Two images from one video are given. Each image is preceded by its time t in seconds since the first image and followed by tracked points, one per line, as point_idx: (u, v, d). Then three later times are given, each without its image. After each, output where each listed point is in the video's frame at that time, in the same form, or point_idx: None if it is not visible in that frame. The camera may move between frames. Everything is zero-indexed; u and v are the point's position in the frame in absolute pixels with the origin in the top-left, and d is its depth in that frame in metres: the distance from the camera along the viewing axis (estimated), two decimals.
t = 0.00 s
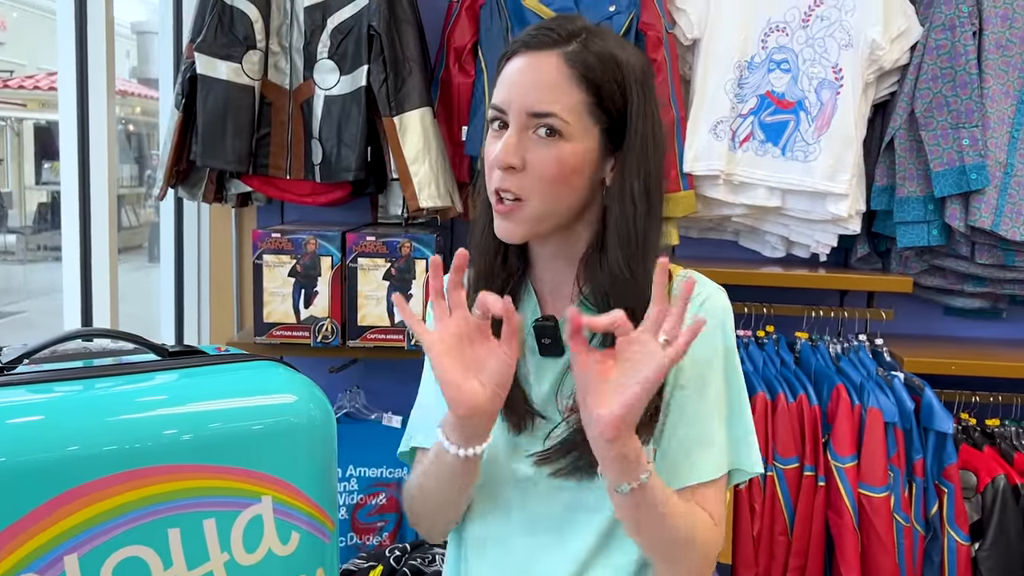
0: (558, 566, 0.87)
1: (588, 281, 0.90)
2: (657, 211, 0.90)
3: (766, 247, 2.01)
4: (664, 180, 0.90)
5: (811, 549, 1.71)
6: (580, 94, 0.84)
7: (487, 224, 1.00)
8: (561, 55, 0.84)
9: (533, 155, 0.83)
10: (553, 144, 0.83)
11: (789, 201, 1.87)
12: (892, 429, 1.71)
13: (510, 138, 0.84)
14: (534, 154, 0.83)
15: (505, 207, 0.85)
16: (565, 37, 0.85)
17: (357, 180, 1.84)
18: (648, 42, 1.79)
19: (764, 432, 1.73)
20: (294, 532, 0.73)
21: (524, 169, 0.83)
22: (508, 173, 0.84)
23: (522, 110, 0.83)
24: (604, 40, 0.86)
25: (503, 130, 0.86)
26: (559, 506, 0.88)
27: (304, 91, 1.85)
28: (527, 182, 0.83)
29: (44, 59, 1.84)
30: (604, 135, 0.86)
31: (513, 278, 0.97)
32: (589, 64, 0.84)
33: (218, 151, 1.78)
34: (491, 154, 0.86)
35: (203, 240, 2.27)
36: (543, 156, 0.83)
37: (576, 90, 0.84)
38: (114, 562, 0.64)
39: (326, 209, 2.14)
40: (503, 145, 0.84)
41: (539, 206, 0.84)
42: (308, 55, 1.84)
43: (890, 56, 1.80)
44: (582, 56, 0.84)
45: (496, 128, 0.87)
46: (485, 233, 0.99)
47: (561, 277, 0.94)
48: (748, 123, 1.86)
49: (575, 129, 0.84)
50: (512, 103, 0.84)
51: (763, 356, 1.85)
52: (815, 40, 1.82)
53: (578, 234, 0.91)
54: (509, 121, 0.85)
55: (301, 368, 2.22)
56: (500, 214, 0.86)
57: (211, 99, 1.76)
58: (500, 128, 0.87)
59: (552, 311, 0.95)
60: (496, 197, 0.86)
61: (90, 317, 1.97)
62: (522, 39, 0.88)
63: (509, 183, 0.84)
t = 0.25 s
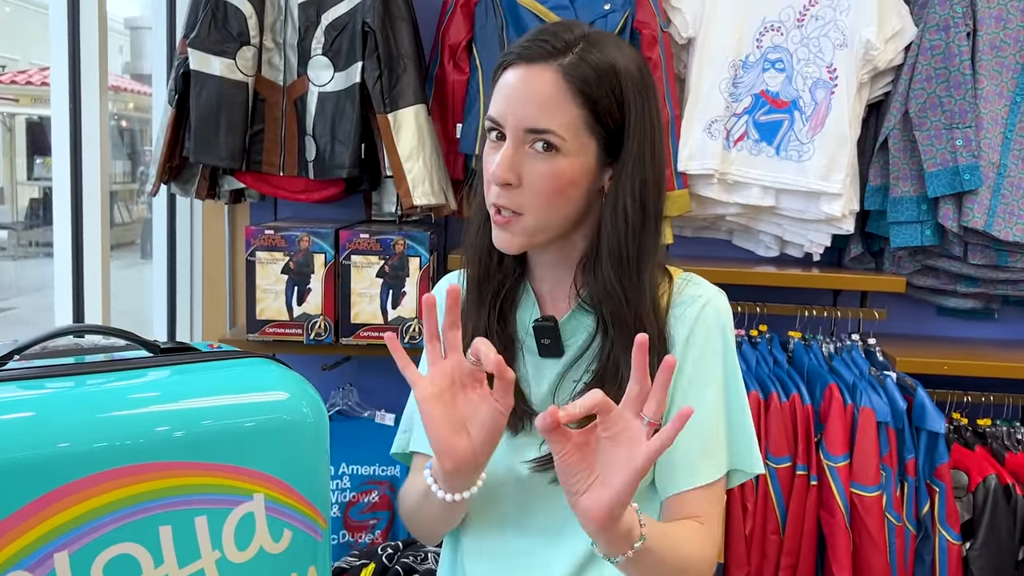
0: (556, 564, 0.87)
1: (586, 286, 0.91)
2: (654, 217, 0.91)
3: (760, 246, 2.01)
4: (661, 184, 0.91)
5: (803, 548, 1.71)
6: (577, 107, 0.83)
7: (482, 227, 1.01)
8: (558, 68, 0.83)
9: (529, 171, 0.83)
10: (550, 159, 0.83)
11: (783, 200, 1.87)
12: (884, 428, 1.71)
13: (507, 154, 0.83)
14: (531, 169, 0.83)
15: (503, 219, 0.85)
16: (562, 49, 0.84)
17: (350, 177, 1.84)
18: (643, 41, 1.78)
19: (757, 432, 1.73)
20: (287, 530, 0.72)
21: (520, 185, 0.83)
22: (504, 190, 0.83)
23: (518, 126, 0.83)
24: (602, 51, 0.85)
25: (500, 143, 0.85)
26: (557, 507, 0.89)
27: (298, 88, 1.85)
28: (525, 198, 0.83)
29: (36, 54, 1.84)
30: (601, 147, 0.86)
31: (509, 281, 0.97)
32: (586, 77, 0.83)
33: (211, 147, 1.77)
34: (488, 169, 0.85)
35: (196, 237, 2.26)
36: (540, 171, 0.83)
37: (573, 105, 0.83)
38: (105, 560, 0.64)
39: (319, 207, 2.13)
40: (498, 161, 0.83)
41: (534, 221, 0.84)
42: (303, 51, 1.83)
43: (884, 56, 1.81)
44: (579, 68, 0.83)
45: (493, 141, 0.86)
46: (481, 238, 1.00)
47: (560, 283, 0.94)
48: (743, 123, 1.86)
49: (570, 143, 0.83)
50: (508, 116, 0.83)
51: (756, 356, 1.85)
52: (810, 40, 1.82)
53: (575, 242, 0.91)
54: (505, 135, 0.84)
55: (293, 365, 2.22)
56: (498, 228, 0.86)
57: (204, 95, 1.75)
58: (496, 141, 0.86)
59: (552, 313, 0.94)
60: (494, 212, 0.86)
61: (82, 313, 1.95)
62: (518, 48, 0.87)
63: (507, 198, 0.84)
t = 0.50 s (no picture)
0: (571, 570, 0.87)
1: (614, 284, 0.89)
2: (680, 216, 0.87)
3: (755, 243, 2.01)
4: (688, 179, 0.87)
5: (795, 544, 1.72)
6: (592, 86, 0.82)
7: (513, 220, 1.01)
8: (570, 47, 0.83)
9: (549, 156, 0.83)
10: (565, 143, 0.83)
11: (778, 197, 1.87)
12: (877, 424, 1.72)
13: (524, 140, 0.84)
14: (548, 154, 0.83)
15: (526, 211, 0.86)
16: (573, 29, 0.84)
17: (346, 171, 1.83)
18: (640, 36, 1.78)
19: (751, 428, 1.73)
20: (280, 522, 0.72)
21: (541, 173, 0.83)
22: (527, 178, 0.84)
23: (534, 110, 0.83)
24: (618, 29, 0.84)
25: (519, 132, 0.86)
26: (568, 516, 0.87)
27: (294, 81, 1.84)
28: (545, 184, 0.84)
29: (32, 46, 1.85)
30: (624, 126, 0.84)
31: (536, 280, 0.96)
32: (598, 55, 0.82)
33: (206, 140, 1.77)
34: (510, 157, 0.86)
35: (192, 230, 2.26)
36: (558, 155, 0.83)
37: (585, 82, 0.82)
38: (97, 551, 0.64)
39: (315, 201, 2.13)
40: (517, 148, 0.84)
41: (560, 210, 0.84)
42: (299, 45, 1.83)
43: (880, 53, 1.80)
44: (591, 47, 0.82)
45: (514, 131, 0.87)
46: (508, 236, 1.00)
47: (587, 280, 0.92)
48: (738, 119, 1.86)
49: (588, 123, 0.83)
50: (524, 102, 0.84)
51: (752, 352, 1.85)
52: (806, 36, 1.82)
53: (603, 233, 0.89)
54: (523, 123, 0.85)
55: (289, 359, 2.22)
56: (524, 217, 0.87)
57: (199, 88, 1.75)
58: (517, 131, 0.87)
59: (575, 311, 0.93)
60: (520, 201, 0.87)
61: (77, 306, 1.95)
62: (532, 36, 0.87)
63: (529, 188, 0.85)
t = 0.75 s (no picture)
0: None
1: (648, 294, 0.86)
2: (718, 216, 0.81)
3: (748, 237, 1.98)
4: (727, 173, 0.81)
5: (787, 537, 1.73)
6: (617, 80, 0.78)
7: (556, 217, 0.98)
8: (591, 39, 0.79)
9: (574, 156, 0.79)
10: (592, 141, 0.79)
11: (773, 190, 1.87)
12: (870, 419, 1.73)
13: (547, 140, 0.81)
14: (574, 154, 0.79)
15: (558, 212, 0.83)
16: (597, 19, 0.80)
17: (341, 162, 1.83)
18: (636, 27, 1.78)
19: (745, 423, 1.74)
20: (269, 512, 0.72)
21: (567, 173, 0.80)
22: (552, 180, 0.82)
23: (556, 108, 0.80)
24: (646, 14, 0.79)
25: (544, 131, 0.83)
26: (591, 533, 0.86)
27: (288, 71, 1.83)
28: (572, 186, 0.80)
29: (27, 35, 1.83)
30: (655, 118, 0.79)
31: (575, 288, 0.95)
32: (623, 46, 0.78)
33: (200, 130, 1.77)
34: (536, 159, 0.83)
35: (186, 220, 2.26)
36: (582, 155, 0.79)
37: (609, 75, 0.78)
38: (85, 539, 0.63)
39: (310, 192, 2.13)
40: (540, 151, 0.81)
41: (586, 212, 0.80)
42: (293, 35, 1.82)
43: (875, 47, 1.80)
44: (613, 38, 0.78)
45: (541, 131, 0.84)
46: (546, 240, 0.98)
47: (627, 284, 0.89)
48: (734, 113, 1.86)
49: (614, 118, 0.78)
50: (547, 100, 0.81)
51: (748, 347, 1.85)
52: (802, 30, 1.82)
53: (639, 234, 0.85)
54: (547, 122, 0.82)
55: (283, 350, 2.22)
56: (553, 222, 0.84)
57: (194, 78, 1.75)
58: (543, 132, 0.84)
59: (609, 320, 0.91)
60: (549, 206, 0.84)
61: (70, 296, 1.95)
62: (556, 28, 0.84)
63: (556, 191, 0.82)
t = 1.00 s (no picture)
0: None
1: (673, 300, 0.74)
2: (742, 215, 0.67)
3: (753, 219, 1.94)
4: (755, 168, 0.67)
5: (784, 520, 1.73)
6: (627, 62, 0.67)
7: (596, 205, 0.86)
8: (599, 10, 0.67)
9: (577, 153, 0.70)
10: (599, 131, 0.69)
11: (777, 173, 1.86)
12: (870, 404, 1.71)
13: (550, 128, 0.71)
14: (578, 144, 0.70)
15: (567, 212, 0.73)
16: None
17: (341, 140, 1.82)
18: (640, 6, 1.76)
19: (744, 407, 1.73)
20: (262, 488, 0.72)
21: (570, 165, 0.71)
22: (557, 171, 0.72)
23: (559, 92, 0.70)
24: None
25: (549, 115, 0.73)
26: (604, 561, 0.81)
27: (289, 48, 1.82)
28: (578, 179, 0.71)
29: (30, 11, 1.81)
30: (671, 100, 0.67)
31: (605, 289, 0.85)
32: (634, 20, 0.66)
33: (201, 106, 1.77)
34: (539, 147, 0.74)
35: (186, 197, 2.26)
36: (588, 146, 0.69)
37: (619, 55, 0.67)
38: (77, 512, 0.63)
39: (310, 169, 2.12)
40: (541, 139, 0.72)
41: (594, 209, 0.71)
42: (295, 10, 1.80)
43: (883, 29, 1.79)
44: (621, 11, 0.66)
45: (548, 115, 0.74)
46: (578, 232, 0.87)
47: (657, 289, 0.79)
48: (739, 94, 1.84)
49: (621, 104, 0.67)
50: (551, 82, 0.71)
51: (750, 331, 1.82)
52: (809, 10, 1.80)
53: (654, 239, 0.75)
54: (551, 106, 0.72)
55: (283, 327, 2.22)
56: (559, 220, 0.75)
57: (194, 53, 1.75)
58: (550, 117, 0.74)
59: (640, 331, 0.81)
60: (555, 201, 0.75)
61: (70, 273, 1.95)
62: None
63: (561, 184, 0.72)
